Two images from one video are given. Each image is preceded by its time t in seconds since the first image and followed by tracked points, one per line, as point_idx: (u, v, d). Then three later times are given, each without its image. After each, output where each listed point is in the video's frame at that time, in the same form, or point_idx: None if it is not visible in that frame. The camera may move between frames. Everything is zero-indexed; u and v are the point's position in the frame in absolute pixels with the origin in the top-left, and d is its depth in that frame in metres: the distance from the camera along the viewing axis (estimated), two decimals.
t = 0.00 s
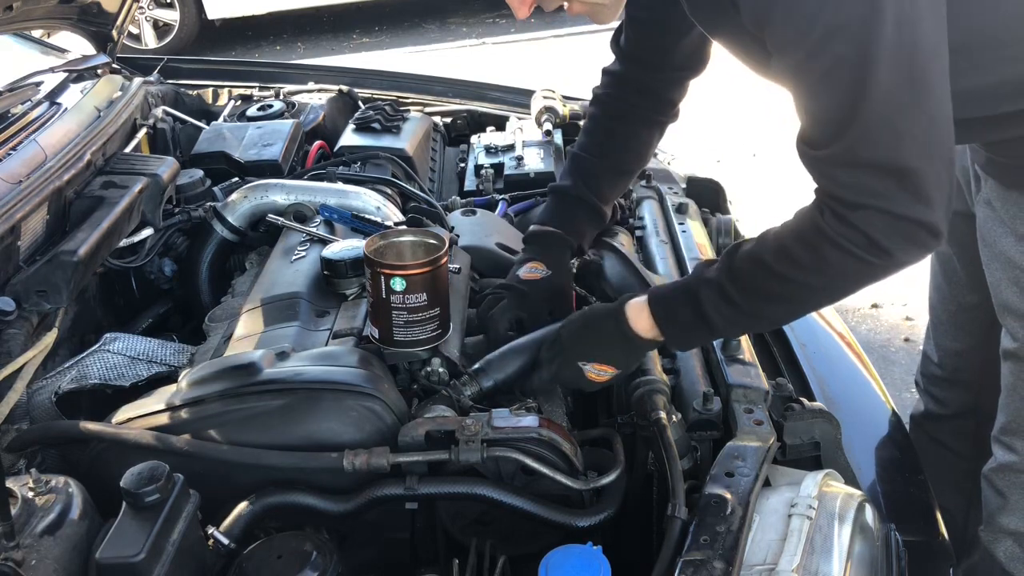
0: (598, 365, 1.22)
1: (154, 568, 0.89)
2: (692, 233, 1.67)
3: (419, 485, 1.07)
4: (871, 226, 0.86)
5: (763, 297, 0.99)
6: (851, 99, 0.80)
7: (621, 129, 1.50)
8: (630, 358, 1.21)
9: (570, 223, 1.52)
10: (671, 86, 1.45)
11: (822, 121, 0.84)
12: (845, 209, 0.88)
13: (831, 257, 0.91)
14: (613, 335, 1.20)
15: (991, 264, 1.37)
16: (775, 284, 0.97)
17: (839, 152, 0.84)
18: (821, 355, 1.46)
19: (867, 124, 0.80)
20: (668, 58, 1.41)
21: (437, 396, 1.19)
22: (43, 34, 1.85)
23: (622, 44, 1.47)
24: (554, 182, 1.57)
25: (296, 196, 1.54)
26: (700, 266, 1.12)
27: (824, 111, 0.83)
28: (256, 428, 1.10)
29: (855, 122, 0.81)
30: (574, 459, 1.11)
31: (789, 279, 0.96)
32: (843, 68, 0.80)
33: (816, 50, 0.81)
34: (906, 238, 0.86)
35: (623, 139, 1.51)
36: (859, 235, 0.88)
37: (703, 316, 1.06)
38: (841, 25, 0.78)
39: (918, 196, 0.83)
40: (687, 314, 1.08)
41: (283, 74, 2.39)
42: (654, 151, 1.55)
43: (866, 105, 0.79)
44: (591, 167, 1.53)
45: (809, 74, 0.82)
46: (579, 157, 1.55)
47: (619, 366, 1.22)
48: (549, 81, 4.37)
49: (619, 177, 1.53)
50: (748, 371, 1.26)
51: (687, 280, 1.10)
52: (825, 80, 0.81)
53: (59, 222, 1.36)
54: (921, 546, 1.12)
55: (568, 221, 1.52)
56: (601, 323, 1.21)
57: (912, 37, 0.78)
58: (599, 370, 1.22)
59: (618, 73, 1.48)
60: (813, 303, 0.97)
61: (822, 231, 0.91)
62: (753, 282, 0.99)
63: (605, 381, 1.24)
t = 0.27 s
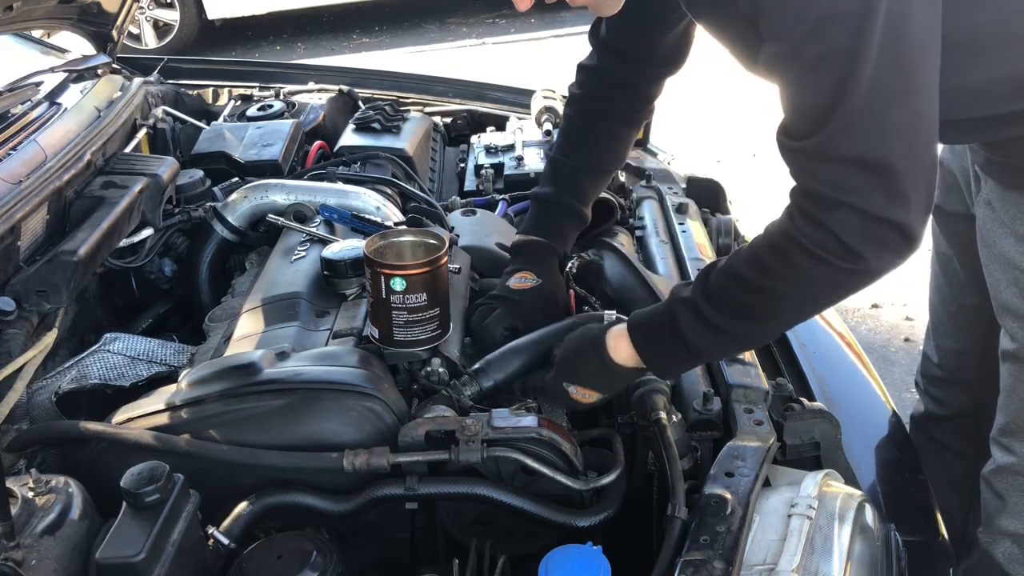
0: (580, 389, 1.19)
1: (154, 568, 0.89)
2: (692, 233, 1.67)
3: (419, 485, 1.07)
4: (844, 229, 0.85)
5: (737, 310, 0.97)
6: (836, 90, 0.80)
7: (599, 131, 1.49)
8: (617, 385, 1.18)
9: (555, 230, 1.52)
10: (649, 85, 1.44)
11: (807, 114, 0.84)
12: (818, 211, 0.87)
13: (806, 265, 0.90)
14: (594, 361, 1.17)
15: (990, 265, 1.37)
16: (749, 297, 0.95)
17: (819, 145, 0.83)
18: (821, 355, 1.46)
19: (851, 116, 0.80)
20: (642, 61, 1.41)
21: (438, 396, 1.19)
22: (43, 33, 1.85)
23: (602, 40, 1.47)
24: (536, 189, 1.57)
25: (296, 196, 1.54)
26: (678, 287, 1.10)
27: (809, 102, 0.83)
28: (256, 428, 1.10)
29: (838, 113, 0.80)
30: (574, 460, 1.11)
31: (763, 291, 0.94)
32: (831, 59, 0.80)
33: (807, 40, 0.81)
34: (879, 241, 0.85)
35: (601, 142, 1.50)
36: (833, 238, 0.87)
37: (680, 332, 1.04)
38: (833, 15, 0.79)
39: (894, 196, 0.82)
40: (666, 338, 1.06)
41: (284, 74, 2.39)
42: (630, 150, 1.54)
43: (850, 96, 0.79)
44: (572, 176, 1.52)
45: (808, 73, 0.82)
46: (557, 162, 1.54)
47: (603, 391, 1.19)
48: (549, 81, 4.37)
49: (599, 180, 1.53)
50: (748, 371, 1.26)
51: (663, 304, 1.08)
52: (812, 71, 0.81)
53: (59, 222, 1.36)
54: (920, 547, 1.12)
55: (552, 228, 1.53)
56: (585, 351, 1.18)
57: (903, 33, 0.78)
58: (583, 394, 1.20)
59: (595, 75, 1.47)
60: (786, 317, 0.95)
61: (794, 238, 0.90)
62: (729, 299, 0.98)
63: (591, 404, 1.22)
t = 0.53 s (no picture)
0: (581, 356, 1.19)
1: (154, 568, 0.89)
2: (691, 233, 1.67)
3: (419, 485, 1.07)
4: (864, 231, 0.86)
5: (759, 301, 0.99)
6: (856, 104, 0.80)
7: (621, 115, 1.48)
8: (623, 359, 1.18)
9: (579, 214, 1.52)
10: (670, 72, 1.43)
11: (829, 125, 0.83)
12: (840, 212, 0.88)
13: (824, 263, 0.91)
14: (611, 331, 1.18)
15: (990, 266, 1.37)
16: (768, 287, 0.97)
17: (840, 156, 0.84)
18: (821, 355, 1.46)
19: (873, 129, 0.80)
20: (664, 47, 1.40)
21: (437, 396, 1.19)
22: (43, 34, 1.85)
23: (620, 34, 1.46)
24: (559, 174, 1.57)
25: (296, 196, 1.54)
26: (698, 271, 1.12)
27: (828, 115, 0.83)
28: (256, 428, 1.10)
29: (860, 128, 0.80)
30: (574, 460, 1.11)
31: (784, 284, 0.95)
32: (850, 74, 0.79)
33: (824, 57, 0.80)
34: (900, 244, 0.86)
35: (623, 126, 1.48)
36: (852, 240, 0.88)
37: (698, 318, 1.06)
38: (851, 29, 0.78)
39: (914, 202, 0.83)
40: (682, 322, 1.08)
41: (284, 74, 2.39)
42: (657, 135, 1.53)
43: (872, 110, 0.79)
44: (594, 157, 1.51)
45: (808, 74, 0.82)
46: (580, 147, 1.54)
47: (606, 367, 1.19)
48: (549, 81, 4.38)
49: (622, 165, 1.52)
50: (748, 371, 1.26)
51: (684, 285, 1.09)
52: (832, 85, 0.81)
53: (59, 222, 1.36)
54: (919, 547, 1.13)
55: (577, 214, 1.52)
56: (606, 322, 1.18)
57: (920, 43, 0.77)
58: (583, 365, 1.19)
59: (617, 62, 1.46)
60: (808, 311, 0.96)
61: (816, 235, 0.91)
62: (750, 288, 0.99)
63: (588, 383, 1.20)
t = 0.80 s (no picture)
0: (581, 363, 1.16)
1: (153, 568, 0.89)
2: (691, 233, 1.67)
3: (419, 485, 1.07)
4: (864, 232, 0.87)
5: (756, 299, 0.99)
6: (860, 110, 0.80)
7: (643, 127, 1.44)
8: (622, 366, 1.16)
9: (597, 228, 1.47)
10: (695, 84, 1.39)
11: (829, 129, 0.84)
12: (837, 213, 0.88)
13: (821, 260, 0.92)
14: (610, 333, 1.16)
15: (991, 267, 1.37)
16: (765, 287, 0.98)
17: (839, 161, 0.84)
18: (821, 355, 1.46)
19: (874, 136, 0.80)
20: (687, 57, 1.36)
21: (437, 396, 1.19)
22: (43, 33, 1.85)
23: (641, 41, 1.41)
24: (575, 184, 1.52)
25: (296, 196, 1.54)
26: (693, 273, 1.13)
27: (830, 119, 0.83)
28: (256, 428, 1.10)
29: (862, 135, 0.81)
30: (574, 460, 1.11)
31: (781, 283, 0.96)
32: (857, 81, 0.79)
33: (832, 61, 0.80)
34: (897, 241, 0.87)
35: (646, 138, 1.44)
36: (849, 239, 0.88)
37: (696, 316, 1.07)
38: (860, 34, 0.77)
39: (911, 203, 0.84)
40: (676, 323, 1.09)
41: (284, 74, 2.39)
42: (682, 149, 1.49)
43: (875, 117, 0.79)
44: (613, 168, 1.48)
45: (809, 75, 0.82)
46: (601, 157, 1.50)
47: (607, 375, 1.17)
48: (549, 81, 4.38)
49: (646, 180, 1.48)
50: (748, 371, 1.26)
51: (678, 285, 1.11)
52: (839, 89, 0.81)
53: (59, 222, 1.36)
54: (918, 547, 1.13)
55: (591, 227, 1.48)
56: (603, 323, 1.17)
57: (926, 48, 0.77)
58: (582, 372, 1.16)
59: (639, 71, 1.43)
60: (805, 307, 0.98)
61: (812, 234, 0.91)
62: (747, 287, 1.00)
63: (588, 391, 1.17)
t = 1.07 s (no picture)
0: (558, 326, 1.11)
1: (154, 568, 0.89)
2: (691, 233, 1.67)
3: (419, 485, 1.07)
4: (855, 240, 0.87)
5: (746, 303, 0.97)
6: (861, 113, 0.81)
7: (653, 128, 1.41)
8: (597, 344, 1.10)
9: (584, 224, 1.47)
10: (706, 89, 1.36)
11: (830, 132, 0.84)
12: (829, 220, 0.88)
13: (811, 266, 0.91)
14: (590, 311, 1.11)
15: (993, 268, 1.37)
16: (754, 291, 0.96)
17: (836, 163, 0.84)
18: (821, 355, 1.46)
19: (873, 140, 0.81)
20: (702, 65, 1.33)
21: (437, 396, 1.19)
22: (43, 33, 1.85)
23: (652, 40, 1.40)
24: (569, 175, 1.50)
25: (296, 196, 1.54)
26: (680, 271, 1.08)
27: (832, 121, 0.83)
28: (256, 428, 1.11)
29: (861, 139, 0.81)
30: (574, 460, 1.11)
31: (770, 286, 0.95)
32: (861, 85, 0.80)
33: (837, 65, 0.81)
34: (886, 250, 0.87)
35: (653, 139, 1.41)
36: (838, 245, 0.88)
37: (684, 320, 1.01)
38: (866, 39, 0.78)
39: (904, 212, 0.84)
40: (664, 321, 1.03)
41: (284, 74, 2.39)
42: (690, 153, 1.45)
43: (875, 121, 0.80)
44: (610, 167, 1.44)
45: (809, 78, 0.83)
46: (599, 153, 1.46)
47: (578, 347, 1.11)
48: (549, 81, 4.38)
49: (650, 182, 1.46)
50: (748, 371, 1.26)
51: (667, 281, 1.05)
52: (841, 93, 0.81)
53: (59, 222, 1.36)
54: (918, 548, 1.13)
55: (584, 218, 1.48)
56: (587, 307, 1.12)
57: (929, 56, 0.78)
58: (555, 335, 1.11)
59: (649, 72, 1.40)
60: (792, 313, 0.96)
61: (802, 239, 0.91)
62: (737, 286, 0.97)
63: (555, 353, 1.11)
